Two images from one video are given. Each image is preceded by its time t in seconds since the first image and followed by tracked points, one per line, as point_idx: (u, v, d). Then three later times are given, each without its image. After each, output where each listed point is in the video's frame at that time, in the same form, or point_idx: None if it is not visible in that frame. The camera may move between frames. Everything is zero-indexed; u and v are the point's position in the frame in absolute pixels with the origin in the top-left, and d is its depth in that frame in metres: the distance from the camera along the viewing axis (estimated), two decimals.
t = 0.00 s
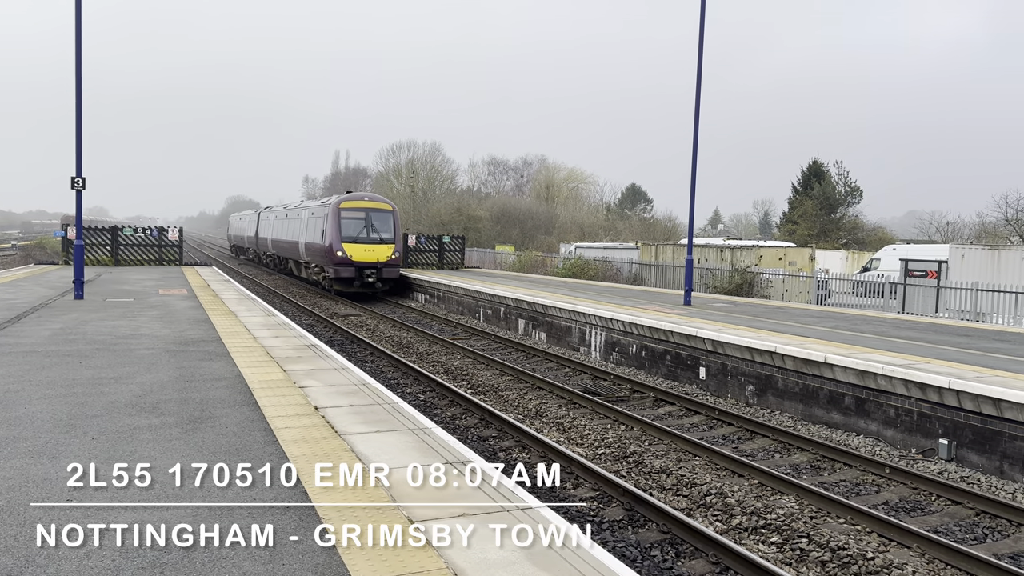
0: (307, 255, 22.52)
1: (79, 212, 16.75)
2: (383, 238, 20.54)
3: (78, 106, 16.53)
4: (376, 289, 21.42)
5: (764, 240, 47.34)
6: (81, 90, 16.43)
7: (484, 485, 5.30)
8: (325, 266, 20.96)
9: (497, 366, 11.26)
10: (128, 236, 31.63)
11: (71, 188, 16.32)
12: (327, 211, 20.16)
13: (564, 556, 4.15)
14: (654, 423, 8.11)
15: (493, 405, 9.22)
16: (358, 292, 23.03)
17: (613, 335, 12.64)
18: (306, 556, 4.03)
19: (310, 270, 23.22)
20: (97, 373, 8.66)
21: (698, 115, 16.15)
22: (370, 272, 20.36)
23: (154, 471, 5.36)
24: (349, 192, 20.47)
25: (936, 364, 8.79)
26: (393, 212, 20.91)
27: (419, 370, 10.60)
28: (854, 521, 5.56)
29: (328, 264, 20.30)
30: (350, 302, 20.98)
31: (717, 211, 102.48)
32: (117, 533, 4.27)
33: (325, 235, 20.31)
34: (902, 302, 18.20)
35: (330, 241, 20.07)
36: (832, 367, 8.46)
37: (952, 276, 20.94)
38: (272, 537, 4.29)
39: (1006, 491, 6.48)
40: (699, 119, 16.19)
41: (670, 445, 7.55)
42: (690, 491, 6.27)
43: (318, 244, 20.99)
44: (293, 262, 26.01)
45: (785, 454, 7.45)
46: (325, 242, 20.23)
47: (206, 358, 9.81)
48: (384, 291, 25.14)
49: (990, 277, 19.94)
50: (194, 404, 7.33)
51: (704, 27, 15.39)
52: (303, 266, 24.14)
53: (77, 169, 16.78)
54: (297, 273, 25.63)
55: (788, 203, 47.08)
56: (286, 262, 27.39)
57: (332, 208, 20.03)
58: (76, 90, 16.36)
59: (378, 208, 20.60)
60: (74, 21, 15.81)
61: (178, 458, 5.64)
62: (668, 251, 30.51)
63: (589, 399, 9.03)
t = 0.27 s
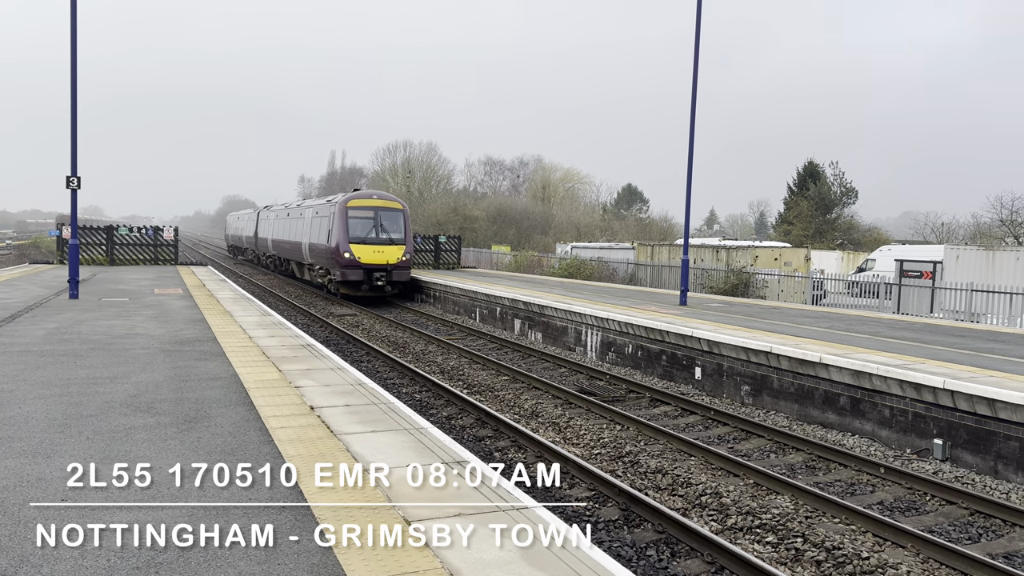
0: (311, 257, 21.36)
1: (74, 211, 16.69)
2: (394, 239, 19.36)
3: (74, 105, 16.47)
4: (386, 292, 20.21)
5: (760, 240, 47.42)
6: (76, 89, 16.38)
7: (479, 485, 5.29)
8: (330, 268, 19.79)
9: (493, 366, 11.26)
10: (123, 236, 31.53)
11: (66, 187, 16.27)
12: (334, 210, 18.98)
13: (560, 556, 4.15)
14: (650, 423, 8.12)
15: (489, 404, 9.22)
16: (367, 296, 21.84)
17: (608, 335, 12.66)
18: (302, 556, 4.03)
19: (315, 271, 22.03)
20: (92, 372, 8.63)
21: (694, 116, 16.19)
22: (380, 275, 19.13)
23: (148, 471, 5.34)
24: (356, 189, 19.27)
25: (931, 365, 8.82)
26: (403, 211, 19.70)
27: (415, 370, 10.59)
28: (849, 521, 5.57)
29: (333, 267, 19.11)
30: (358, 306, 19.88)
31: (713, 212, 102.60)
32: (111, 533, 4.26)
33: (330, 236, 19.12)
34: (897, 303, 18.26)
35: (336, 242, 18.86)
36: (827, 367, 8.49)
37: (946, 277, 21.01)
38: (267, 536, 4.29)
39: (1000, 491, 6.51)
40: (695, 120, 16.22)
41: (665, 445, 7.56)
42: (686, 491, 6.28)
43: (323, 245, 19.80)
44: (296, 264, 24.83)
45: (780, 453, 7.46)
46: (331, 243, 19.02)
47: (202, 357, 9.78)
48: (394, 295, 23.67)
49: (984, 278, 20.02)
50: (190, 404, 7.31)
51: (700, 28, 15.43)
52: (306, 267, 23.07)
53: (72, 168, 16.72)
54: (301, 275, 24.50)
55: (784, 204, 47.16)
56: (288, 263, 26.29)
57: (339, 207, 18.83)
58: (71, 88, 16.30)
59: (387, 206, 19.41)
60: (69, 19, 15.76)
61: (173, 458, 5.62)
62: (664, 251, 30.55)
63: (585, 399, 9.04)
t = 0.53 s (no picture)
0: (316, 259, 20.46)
1: (70, 210, 16.64)
2: (404, 240, 18.53)
3: (70, 104, 16.43)
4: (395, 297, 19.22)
5: (757, 240, 47.49)
6: (73, 88, 16.34)
7: (475, 485, 5.29)
8: (337, 271, 18.90)
9: (490, 366, 11.25)
10: (119, 235, 31.46)
11: (62, 186, 16.23)
12: (341, 209, 18.16)
13: (556, 556, 4.15)
14: (646, 423, 8.12)
15: (486, 404, 9.22)
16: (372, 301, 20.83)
17: (605, 335, 12.66)
18: (298, 555, 4.03)
19: (320, 274, 21.09)
20: (87, 372, 8.61)
21: (691, 117, 16.21)
22: (390, 278, 18.27)
23: (145, 470, 5.33)
24: (364, 188, 18.50)
25: (927, 365, 8.84)
26: (413, 211, 18.93)
27: (412, 370, 10.58)
28: (845, 520, 5.58)
29: (341, 269, 18.23)
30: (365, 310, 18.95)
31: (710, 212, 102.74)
32: (106, 533, 4.24)
33: (337, 237, 18.25)
34: (893, 303, 18.30)
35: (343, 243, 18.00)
36: (823, 367, 8.51)
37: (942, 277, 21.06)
38: (264, 536, 4.28)
39: (996, 490, 6.52)
40: (692, 121, 16.26)
41: (662, 444, 7.56)
42: (682, 491, 6.29)
43: (329, 246, 18.91)
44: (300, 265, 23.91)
45: (776, 453, 7.48)
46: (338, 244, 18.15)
47: (198, 357, 9.75)
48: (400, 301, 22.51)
49: (980, 278, 20.08)
50: (186, 403, 7.30)
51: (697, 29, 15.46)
52: (310, 269, 22.17)
53: (69, 167, 16.68)
54: (304, 277, 23.55)
55: (781, 204, 47.23)
56: (291, 265, 25.33)
57: (346, 205, 18.02)
58: (67, 87, 16.25)
59: (398, 206, 18.66)
60: (65, 18, 15.72)
61: (169, 458, 5.61)
62: (661, 251, 30.57)
63: (581, 399, 9.04)
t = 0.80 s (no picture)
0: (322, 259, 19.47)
1: (66, 209, 16.59)
2: (415, 241, 17.59)
3: (65, 102, 16.37)
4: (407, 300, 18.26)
5: (753, 241, 47.56)
6: (68, 86, 16.28)
7: (472, 484, 5.29)
8: (344, 273, 17.95)
9: (487, 365, 11.25)
10: (115, 234, 31.39)
11: (58, 185, 16.20)
12: (351, 207, 17.21)
13: (553, 556, 4.15)
14: (643, 422, 8.13)
15: (483, 404, 9.21)
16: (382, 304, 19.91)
17: (602, 335, 12.67)
18: (295, 556, 4.02)
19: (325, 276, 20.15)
20: (83, 371, 8.59)
21: (687, 117, 16.23)
22: (401, 281, 17.35)
23: (141, 470, 5.32)
24: (375, 185, 17.56)
25: (923, 365, 8.86)
26: (426, 210, 18.07)
27: (409, 370, 10.56)
28: (841, 520, 5.60)
29: (349, 272, 17.32)
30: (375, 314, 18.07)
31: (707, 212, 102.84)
32: (101, 532, 4.23)
33: (346, 237, 17.29)
34: (889, 303, 18.35)
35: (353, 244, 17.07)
36: (820, 367, 8.53)
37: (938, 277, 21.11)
38: (260, 536, 4.27)
39: (991, 490, 6.55)
40: (689, 121, 16.28)
41: (659, 444, 7.56)
42: (679, 490, 6.29)
43: (337, 246, 17.96)
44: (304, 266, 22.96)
45: (772, 453, 7.50)
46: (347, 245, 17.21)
47: (194, 357, 9.74)
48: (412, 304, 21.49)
49: (976, 278, 20.14)
50: (182, 403, 7.29)
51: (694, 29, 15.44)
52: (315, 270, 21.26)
53: (64, 166, 16.63)
54: (308, 279, 22.61)
55: (777, 204, 47.30)
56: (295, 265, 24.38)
57: (356, 203, 17.10)
58: (63, 85, 16.19)
59: (410, 205, 17.72)
60: (61, 15, 15.65)
61: (165, 458, 5.60)
62: (657, 251, 30.60)
63: (578, 398, 9.04)
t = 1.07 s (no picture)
0: (331, 261, 18.29)
1: (61, 208, 16.55)
2: (432, 242, 16.35)
3: (61, 100, 16.32)
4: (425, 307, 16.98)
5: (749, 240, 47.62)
6: (63, 84, 16.23)
7: (468, 484, 5.29)
8: (355, 276, 16.76)
9: (483, 365, 11.24)
10: (111, 233, 31.33)
11: (54, 184, 16.16)
12: (364, 204, 16.05)
13: (550, 555, 4.16)
14: (639, 421, 8.14)
15: (480, 403, 9.22)
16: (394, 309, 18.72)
17: (598, 334, 12.68)
18: (291, 555, 4.02)
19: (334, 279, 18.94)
20: (79, 371, 8.57)
21: (684, 117, 16.25)
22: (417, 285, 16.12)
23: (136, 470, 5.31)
24: (389, 181, 16.42)
25: (918, 364, 8.89)
26: (444, 208, 16.91)
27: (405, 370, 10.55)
28: (836, 519, 5.61)
29: (361, 274, 16.12)
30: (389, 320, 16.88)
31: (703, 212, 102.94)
32: (96, 532, 4.22)
33: (358, 237, 16.10)
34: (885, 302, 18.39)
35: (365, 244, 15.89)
36: (815, 366, 8.55)
37: (934, 276, 21.16)
38: (257, 536, 4.27)
39: (986, 489, 6.57)
40: (685, 121, 16.29)
41: (655, 444, 7.57)
42: (675, 489, 6.31)
43: (347, 247, 16.83)
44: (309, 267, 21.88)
45: (768, 452, 7.51)
46: (359, 246, 16.07)
47: (190, 356, 9.72)
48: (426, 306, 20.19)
49: (971, 278, 20.20)
50: (178, 402, 7.28)
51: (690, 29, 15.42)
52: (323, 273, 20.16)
53: (60, 165, 16.59)
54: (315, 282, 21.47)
55: (773, 203, 47.38)
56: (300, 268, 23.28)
57: (370, 201, 15.93)
58: (58, 84, 16.14)
59: (426, 202, 16.54)
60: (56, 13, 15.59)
61: (161, 458, 5.58)
62: (653, 250, 30.62)
63: (574, 398, 9.05)
